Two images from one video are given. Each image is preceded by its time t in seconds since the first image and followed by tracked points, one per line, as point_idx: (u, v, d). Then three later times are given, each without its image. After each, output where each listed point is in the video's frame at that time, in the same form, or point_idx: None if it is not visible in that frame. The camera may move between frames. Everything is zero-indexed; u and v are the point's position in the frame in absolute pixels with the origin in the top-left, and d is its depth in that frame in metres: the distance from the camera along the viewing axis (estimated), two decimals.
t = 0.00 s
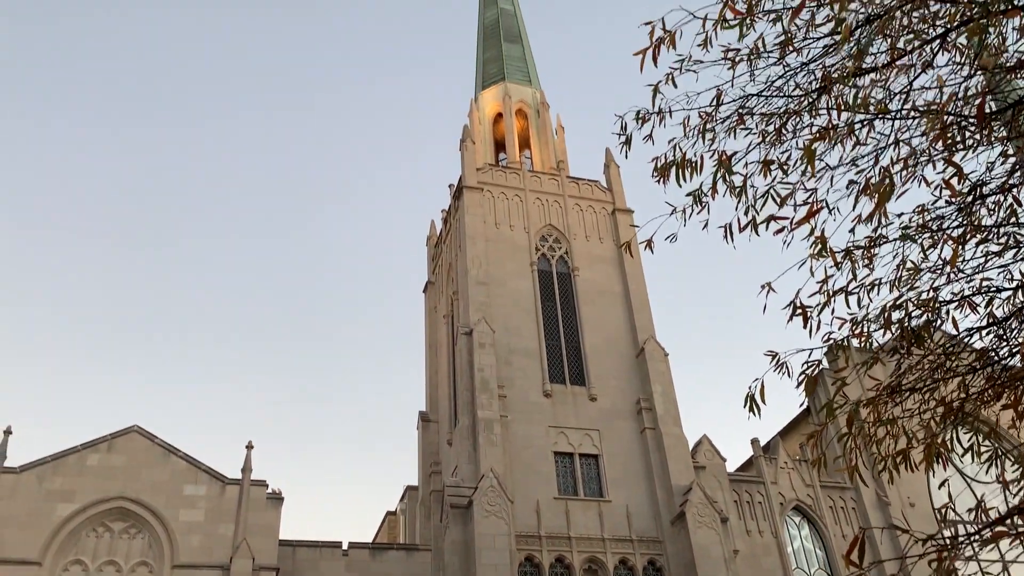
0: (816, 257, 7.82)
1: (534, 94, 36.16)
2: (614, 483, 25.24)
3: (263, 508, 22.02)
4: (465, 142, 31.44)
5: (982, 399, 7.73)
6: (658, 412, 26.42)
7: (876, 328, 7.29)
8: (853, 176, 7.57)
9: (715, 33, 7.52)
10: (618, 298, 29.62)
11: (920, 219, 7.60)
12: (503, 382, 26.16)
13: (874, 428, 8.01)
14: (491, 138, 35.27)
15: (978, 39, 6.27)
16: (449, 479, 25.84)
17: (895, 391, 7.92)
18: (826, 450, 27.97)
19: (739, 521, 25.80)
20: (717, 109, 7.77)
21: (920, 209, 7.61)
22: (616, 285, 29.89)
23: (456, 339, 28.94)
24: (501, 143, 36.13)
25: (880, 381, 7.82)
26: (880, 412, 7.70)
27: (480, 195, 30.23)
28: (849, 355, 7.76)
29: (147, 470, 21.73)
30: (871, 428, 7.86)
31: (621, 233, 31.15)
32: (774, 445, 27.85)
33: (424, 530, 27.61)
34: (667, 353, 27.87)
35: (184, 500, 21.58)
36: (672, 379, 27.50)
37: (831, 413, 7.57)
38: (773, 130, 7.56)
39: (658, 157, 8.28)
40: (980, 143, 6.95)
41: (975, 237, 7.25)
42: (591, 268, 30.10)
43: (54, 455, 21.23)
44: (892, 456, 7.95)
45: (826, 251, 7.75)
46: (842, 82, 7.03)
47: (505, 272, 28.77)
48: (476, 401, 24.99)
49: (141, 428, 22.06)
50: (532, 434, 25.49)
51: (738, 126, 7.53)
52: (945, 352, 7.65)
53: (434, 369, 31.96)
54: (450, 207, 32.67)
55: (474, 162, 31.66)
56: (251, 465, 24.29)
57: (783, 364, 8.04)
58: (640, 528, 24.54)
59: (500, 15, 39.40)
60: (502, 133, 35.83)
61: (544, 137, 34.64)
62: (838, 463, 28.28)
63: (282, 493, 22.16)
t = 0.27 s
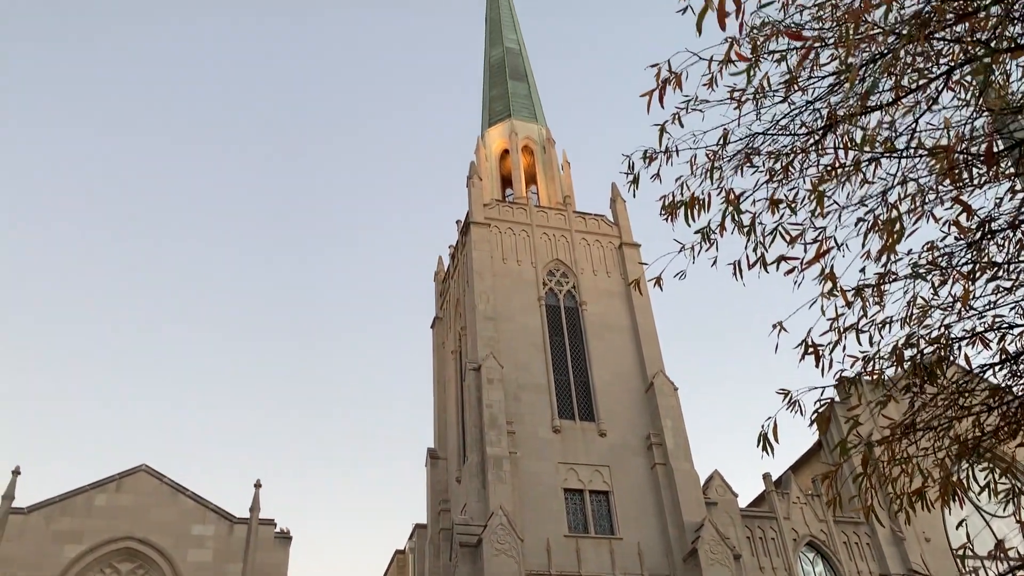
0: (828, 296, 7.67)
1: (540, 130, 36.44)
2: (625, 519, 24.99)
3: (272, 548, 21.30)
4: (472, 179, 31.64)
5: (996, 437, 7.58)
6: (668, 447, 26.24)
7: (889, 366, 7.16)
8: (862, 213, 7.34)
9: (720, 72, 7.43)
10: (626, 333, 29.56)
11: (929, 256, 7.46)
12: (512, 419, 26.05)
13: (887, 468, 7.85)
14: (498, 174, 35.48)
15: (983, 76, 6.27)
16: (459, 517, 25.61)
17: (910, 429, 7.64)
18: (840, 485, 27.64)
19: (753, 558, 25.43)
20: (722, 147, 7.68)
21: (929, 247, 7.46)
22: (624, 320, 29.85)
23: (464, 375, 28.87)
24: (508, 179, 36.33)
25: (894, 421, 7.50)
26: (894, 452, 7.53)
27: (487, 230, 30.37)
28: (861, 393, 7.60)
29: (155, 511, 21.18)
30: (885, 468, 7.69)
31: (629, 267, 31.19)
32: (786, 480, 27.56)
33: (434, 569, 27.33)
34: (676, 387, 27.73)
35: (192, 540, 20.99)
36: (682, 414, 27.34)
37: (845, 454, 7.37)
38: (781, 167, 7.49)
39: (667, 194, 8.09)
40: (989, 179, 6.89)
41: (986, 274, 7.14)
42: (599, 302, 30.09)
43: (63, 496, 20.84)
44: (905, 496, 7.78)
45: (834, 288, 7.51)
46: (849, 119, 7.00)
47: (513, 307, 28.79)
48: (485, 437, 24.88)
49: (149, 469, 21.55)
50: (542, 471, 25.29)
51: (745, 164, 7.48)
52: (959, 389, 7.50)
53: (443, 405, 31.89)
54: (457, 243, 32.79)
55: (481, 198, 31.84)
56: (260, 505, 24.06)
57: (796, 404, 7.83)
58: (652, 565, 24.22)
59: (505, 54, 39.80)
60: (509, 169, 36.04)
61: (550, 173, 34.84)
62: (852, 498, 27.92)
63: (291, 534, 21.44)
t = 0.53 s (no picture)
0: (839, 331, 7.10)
1: (548, 163, 36.63)
2: (637, 553, 24.68)
3: None
4: (481, 212, 31.78)
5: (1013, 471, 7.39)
6: (680, 480, 26.00)
7: (903, 401, 7.03)
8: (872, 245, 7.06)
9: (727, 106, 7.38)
10: (636, 365, 29.42)
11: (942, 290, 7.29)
12: (522, 452, 25.87)
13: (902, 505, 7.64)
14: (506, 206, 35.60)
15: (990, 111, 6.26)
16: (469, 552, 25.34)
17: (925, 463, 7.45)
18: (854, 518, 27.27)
19: None
20: (729, 182, 7.59)
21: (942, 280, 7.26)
22: (633, 351, 29.73)
23: (473, 408, 28.73)
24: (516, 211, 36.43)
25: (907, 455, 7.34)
26: (910, 488, 7.33)
27: (495, 262, 30.43)
28: (873, 428, 7.43)
29: (163, 547, 21.01)
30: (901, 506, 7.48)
31: (637, 298, 31.14)
32: (800, 513, 27.22)
33: None
34: (687, 419, 27.54)
35: None
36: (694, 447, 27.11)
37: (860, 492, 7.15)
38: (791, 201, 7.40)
39: (674, 227, 7.98)
40: (999, 214, 6.84)
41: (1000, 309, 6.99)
42: (608, 333, 30.02)
43: (71, 531, 20.72)
44: (922, 535, 7.56)
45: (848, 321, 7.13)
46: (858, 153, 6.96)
47: (522, 339, 28.74)
48: (494, 471, 24.71)
49: (158, 504, 21.43)
50: (552, 505, 25.04)
51: (754, 198, 7.41)
52: (974, 424, 7.33)
53: (452, 438, 31.73)
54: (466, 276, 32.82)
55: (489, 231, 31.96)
56: (268, 540, 23.87)
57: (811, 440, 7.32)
58: None
59: (512, 88, 40.15)
60: (517, 201, 36.17)
61: (558, 205, 34.95)
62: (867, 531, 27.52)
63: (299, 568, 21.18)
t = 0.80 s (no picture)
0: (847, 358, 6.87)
1: (555, 189, 36.71)
2: None
3: None
4: (488, 238, 31.85)
5: None
6: (691, 506, 25.77)
7: (915, 429, 6.89)
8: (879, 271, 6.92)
9: (734, 134, 7.32)
10: (645, 390, 29.28)
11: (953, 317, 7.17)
12: (531, 479, 25.71)
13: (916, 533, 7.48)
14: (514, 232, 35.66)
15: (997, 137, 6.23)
16: None
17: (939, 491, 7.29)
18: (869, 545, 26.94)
19: None
20: (736, 209, 7.52)
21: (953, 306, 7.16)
22: (642, 377, 29.60)
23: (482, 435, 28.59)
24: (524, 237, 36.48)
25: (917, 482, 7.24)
26: (924, 516, 7.18)
27: (503, 288, 30.44)
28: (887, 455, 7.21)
29: None
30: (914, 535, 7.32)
31: (646, 324, 31.05)
32: (813, 540, 26.92)
33: None
34: (697, 444, 27.34)
35: None
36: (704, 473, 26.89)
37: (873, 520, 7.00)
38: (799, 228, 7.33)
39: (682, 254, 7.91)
40: (1009, 240, 6.77)
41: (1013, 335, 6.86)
42: (617, 359, 29.91)
43: (78, 561, 20.62)
44: (937, 564, 7.39)
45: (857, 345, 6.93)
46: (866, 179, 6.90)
47: (530, 365, 28.66)
48: (503, 499, 24.54)
49: (166, 533, 21.33)
50: (563, 532, 24.82)
51: (762, 225, 7.35)
52: (988, 451, 7.20)
53: (461, 465, 31.59)
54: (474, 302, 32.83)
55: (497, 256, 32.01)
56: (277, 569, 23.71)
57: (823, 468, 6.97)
58: None
59: (519, 114, 40.35)
60: (524, 227, 36.22)
61: (566, 230, 34.99)
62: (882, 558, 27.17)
63: None
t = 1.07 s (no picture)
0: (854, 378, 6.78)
1: (560, 209, 36.78)
2: None
3: None
4: (494, 258, 31.89)
5: None
6: (699, 526, 25.58)
7: (924, 451, 6.82)
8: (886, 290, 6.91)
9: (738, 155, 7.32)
10: (652, 410, 29.15)
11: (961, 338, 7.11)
12: (539, 500, 25.59)
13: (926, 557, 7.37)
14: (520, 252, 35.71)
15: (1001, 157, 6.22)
16: None
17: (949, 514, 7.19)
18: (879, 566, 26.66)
19: None
20: (741, 230, 7.50)
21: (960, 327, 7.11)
22: (649, 397, 29.48)
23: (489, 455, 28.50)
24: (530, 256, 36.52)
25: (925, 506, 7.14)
26: (934, 541, 7.08)
27: (509, 307, 30.44)
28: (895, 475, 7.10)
29: None
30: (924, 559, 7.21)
31: (652, 343, 30.97)
32: (823, 560, 26.64)
33: None
34: (706, 464, 27.19)
35: None
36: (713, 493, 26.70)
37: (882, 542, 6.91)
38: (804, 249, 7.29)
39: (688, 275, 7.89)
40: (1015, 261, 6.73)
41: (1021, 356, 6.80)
42: (624, 378, 29.82)
43: None
44: None
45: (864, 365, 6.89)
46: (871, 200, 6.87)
47: (537, 384, 28.59)
48: (511, 520, 24.41)
49: (172, 555, 21.27)
50: (571, 553, 24.66)
51: (767, 246, 7.32)
52: (999, 473, 7.11)
53: (468, 486, 31.48)
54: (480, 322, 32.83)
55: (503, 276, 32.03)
56: None
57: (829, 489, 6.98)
58: None
59: (525, 135, 40.54)
60: (530, 247, 36.27)
61: (571, 249, 35.02)
62: None
63: None
